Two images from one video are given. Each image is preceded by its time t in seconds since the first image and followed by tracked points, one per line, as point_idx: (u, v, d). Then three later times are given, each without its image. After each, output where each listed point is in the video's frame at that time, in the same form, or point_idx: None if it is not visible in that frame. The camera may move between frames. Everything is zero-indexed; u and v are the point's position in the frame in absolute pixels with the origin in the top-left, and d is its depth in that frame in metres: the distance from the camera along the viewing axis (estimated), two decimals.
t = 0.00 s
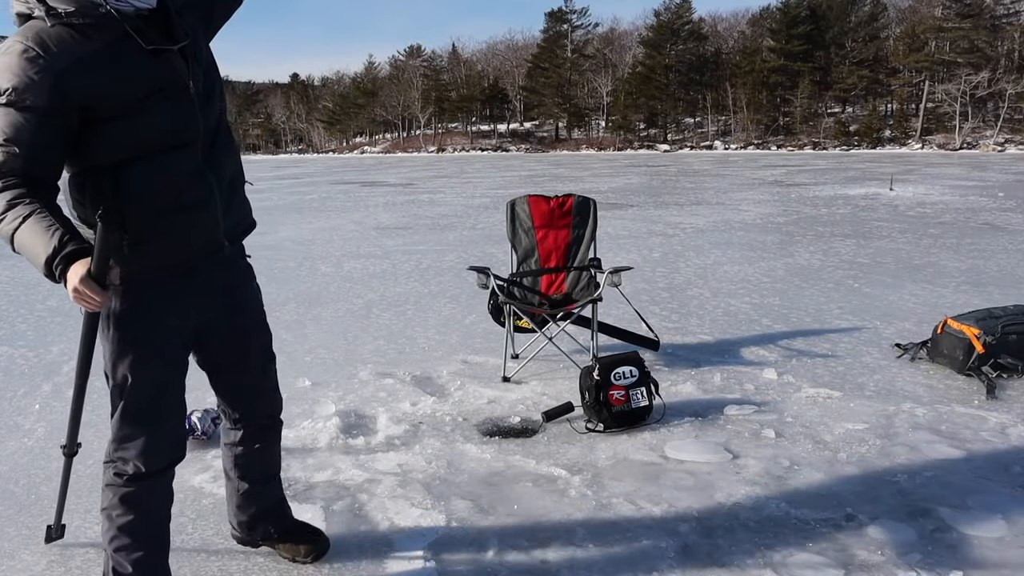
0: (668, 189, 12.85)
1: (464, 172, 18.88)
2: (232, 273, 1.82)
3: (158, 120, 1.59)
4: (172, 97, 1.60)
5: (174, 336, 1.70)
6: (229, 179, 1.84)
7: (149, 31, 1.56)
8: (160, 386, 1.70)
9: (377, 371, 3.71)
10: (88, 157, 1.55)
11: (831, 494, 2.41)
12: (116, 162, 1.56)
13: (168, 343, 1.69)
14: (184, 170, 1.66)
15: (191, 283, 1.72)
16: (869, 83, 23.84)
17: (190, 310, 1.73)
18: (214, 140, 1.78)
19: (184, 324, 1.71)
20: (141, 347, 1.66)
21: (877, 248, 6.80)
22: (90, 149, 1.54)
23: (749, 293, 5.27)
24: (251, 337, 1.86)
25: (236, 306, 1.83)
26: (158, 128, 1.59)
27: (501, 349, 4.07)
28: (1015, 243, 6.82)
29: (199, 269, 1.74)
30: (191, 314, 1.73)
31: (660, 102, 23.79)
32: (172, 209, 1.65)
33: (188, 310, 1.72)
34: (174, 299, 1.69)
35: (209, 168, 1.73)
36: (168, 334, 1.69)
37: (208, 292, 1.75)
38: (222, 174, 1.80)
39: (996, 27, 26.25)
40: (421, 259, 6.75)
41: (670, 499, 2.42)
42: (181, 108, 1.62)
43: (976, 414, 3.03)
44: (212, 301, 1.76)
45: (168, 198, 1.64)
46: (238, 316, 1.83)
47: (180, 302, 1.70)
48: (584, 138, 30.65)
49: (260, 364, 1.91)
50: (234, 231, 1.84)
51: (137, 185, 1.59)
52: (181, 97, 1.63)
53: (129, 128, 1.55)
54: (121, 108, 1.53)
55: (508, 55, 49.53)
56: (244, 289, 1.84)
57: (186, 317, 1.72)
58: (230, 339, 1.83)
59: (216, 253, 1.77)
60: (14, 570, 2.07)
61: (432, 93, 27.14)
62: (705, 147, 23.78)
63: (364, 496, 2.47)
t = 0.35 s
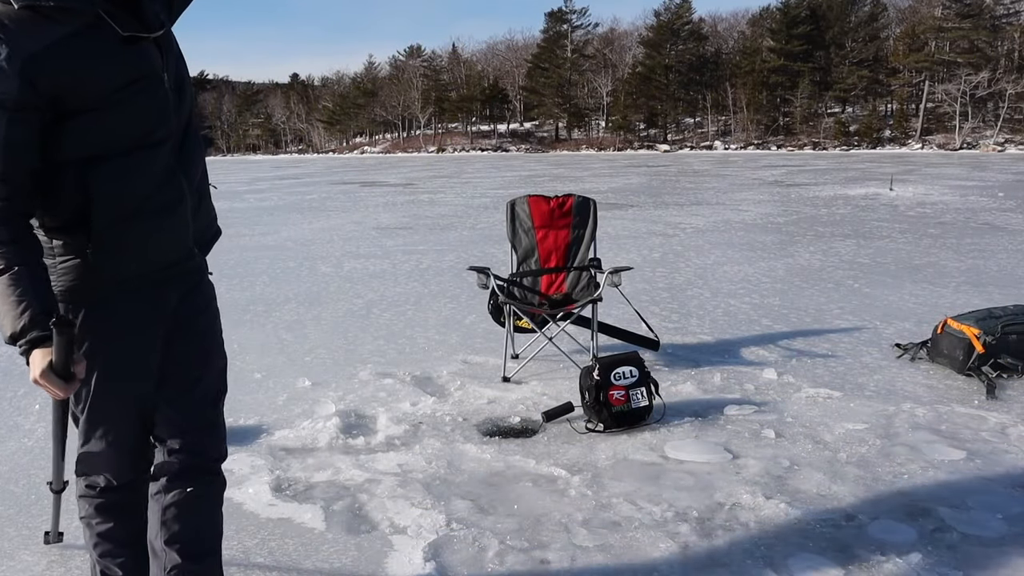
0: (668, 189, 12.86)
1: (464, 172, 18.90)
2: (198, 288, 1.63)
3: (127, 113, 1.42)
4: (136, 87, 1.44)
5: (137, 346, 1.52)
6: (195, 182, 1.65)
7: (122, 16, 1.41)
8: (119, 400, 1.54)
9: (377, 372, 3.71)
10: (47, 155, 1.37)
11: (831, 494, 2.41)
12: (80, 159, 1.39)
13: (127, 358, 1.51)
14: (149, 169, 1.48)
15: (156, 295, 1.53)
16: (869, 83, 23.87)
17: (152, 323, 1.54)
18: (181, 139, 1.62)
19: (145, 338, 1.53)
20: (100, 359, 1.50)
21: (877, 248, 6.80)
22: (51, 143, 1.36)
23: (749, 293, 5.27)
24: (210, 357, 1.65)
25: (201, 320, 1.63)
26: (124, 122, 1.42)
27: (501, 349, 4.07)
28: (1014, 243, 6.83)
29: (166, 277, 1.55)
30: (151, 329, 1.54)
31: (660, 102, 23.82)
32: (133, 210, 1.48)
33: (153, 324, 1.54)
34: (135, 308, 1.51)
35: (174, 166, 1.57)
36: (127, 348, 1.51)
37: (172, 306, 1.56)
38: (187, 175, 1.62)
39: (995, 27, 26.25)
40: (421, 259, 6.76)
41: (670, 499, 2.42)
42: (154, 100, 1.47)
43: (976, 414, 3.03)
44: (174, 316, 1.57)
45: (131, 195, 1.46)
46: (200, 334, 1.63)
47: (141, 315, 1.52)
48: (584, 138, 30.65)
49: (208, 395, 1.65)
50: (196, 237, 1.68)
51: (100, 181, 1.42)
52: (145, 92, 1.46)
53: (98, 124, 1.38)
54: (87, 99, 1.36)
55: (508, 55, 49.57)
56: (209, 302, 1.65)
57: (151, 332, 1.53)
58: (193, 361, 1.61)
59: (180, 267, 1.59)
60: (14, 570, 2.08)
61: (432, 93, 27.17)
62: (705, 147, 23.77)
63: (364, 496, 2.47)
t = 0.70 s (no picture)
0: (668, 189, 12.86)
1: (464, 172, 18.91)
2: (191, 308, 1.47)
3: (107, 104, 1.29)
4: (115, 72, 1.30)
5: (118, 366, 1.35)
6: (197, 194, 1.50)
7: None
8: (86, 425, 1.35)
9: (378, 372, 3.71)
10: (8, 152, 1.23)
11: (831, 494, 2.41)
12: (47, 157, 1.24)
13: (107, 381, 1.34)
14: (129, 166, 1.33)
15: (142, 314, 1.38)
16: (869, 83, 23.89)
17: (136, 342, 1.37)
18: (181, 142, 1.48)
19: (126, 358, 1.35)
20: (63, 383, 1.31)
21: (877, 248, 6.81)
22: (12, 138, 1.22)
23: (749, 293, 5.28)
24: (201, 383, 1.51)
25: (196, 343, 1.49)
26: (100, 114, 1.28)
27: (501, 349, 4.07)
28: (1014, 243, 6.83)
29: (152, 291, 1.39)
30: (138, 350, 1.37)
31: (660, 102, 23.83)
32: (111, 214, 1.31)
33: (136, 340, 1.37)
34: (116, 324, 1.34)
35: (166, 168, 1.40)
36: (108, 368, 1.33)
37: (162, 326, 1.41)
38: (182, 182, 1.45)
39: (995, 27, 26.26)
40: (421, 259, 6.76)
41: (670, 499, 2.42)
42: (140, 93, 1.34)
43: (976, 414, 3.03)
44: (164, 339, 1.41)
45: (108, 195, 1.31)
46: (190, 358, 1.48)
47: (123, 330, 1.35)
48: (584, 138, 30.64)
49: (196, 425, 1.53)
50: (199, 253, 1.51)
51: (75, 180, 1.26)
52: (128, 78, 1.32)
53: (63, 117, 1.24)
54: (57, 88, 1.23)
55: (507, 55, 49.57)
56: (204, 324, 1.50)
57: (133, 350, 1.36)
58: (183, 386, 1.48)
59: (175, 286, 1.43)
60: (14, 569, 2.08)
61: (432, 94, 27.20)
62: (705, 147, 23.77)
63: (364, 496, 2.47)
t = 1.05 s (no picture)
0: (668, 189, 12.87)
1: (463, 172, 18.92)
2: (163, 367, 1.22)
3: (48, 142, 1.01)
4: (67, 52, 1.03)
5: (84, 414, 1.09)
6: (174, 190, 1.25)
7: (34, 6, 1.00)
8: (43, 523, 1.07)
9: (378, 372, 3.71)
10: None
11: (831, 494, 2.41)
12: None
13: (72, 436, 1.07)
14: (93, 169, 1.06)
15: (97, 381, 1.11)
16: (869, 83, 23.92)
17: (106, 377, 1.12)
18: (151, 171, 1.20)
19: (91, 399, 1.10)
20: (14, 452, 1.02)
21: (877, 248, 6.81)
22: None
23: (749, 293, 5.28)
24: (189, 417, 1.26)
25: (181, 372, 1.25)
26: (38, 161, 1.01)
27: (501, 349, 4.07)
28: (1014, 242, 6.84)
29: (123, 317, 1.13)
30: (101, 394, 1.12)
31: (659, 102, 23.88)
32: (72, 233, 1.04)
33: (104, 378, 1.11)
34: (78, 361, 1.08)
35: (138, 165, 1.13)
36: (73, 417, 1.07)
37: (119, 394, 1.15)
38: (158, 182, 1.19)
39: (996, 26, 26.25)
40: (421, 259, 6.77)
41: (670, 498, 2.42)
42: (90, 128, 1.05)
43: (976, 414, 3.04)
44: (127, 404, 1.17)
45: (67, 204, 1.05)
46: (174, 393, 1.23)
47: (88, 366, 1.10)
48: (584, 138, 30.67)
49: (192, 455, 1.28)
50: (168, 304, 1.23)
51: (21, 220, 1.00)
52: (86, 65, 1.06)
53: None
54: None
55: (508, 55, 49.58)
56: (180, 379, 1.25)
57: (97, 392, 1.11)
58: (161, 445, 1.24)
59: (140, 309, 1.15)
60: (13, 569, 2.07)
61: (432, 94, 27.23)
62: (705, 147, 23.80)
63: (364, 496, 2.47)
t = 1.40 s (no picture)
0: (668, 188, 12.83)
1: (463, 172, 18.87)
2: (148, 401, 1.25)
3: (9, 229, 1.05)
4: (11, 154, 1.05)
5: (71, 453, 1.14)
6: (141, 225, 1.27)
7: None
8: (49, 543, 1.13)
9: (377, 372, 3.70)
10: None
11: (831, 494, 2.41)
12: None
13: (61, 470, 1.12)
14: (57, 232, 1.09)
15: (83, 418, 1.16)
16: (869, 82, 23.87)
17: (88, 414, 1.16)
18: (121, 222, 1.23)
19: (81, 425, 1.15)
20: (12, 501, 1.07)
21: (877, 247, 6.80)
22: None
23: (749, 292, 5.27)
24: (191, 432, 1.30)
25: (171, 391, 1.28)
26: None
27: (501, 349, 4.06)
28: (1015, 242, 6.83)
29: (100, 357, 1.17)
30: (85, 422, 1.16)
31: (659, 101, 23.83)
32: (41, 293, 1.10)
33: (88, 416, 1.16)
34: (64, 397, 1.13)
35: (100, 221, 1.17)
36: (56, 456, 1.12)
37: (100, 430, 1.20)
38: (123, 222, 1.22)
39: (996, 25, 26.20)
40: (420, 259, 6.75)
41: (670, 498, 2.42)
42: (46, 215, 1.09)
43: (976, 413, 3.03)
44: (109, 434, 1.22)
45: (29, 278, 1.09)
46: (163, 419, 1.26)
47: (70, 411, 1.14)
48: (583, 137, 30.60)
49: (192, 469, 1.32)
50: (148, 333, 1.27)
51: None
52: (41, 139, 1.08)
53: None
54: None
55: (507, 55, 49.50)
56: (169, 406, 1.27)
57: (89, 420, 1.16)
58: (162, 463, 1.28)
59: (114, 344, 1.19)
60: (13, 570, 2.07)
61: (431, 93, 27.18)
62: (705, 147, 23.75)
63: (364, 496, 2.47)
